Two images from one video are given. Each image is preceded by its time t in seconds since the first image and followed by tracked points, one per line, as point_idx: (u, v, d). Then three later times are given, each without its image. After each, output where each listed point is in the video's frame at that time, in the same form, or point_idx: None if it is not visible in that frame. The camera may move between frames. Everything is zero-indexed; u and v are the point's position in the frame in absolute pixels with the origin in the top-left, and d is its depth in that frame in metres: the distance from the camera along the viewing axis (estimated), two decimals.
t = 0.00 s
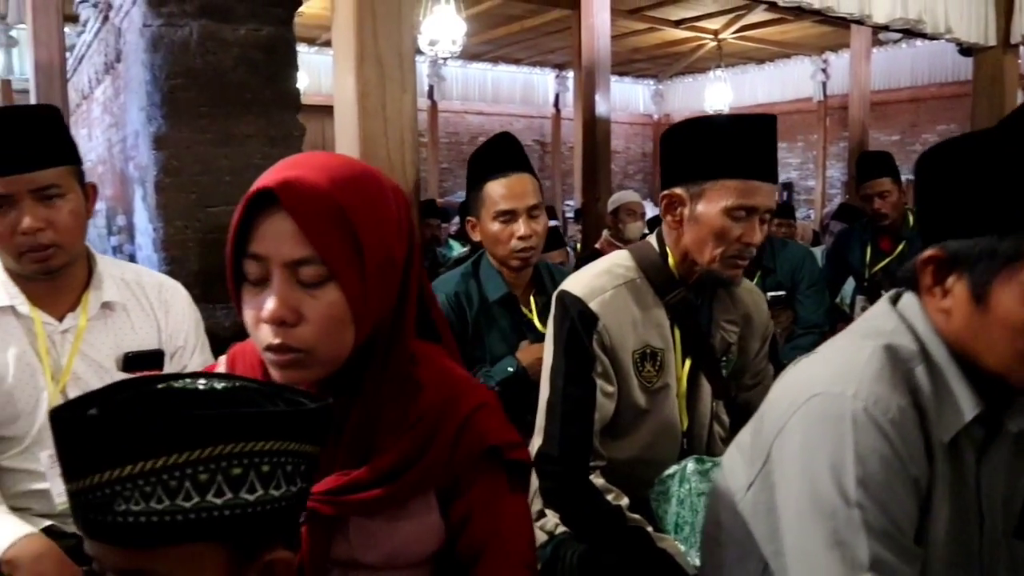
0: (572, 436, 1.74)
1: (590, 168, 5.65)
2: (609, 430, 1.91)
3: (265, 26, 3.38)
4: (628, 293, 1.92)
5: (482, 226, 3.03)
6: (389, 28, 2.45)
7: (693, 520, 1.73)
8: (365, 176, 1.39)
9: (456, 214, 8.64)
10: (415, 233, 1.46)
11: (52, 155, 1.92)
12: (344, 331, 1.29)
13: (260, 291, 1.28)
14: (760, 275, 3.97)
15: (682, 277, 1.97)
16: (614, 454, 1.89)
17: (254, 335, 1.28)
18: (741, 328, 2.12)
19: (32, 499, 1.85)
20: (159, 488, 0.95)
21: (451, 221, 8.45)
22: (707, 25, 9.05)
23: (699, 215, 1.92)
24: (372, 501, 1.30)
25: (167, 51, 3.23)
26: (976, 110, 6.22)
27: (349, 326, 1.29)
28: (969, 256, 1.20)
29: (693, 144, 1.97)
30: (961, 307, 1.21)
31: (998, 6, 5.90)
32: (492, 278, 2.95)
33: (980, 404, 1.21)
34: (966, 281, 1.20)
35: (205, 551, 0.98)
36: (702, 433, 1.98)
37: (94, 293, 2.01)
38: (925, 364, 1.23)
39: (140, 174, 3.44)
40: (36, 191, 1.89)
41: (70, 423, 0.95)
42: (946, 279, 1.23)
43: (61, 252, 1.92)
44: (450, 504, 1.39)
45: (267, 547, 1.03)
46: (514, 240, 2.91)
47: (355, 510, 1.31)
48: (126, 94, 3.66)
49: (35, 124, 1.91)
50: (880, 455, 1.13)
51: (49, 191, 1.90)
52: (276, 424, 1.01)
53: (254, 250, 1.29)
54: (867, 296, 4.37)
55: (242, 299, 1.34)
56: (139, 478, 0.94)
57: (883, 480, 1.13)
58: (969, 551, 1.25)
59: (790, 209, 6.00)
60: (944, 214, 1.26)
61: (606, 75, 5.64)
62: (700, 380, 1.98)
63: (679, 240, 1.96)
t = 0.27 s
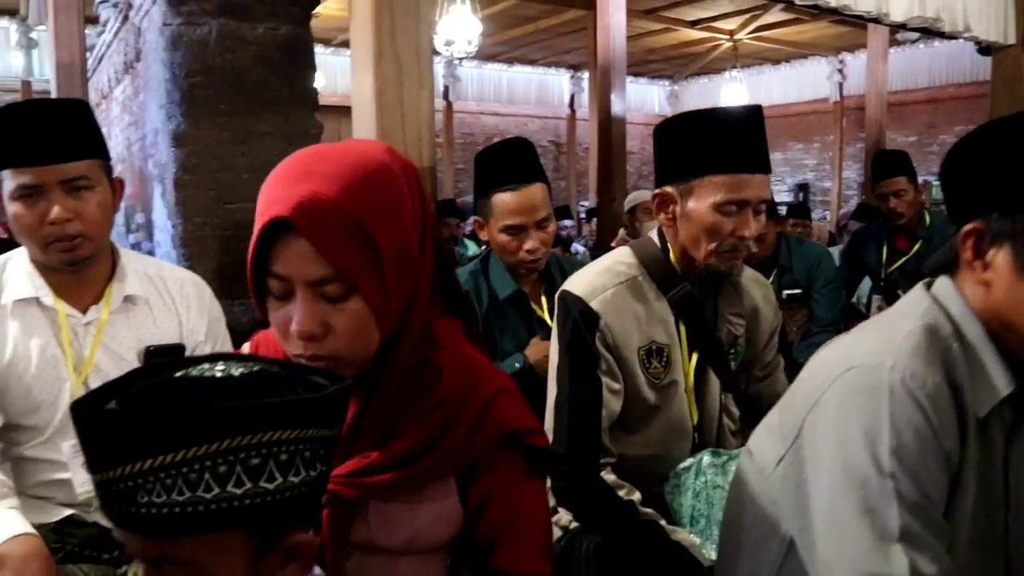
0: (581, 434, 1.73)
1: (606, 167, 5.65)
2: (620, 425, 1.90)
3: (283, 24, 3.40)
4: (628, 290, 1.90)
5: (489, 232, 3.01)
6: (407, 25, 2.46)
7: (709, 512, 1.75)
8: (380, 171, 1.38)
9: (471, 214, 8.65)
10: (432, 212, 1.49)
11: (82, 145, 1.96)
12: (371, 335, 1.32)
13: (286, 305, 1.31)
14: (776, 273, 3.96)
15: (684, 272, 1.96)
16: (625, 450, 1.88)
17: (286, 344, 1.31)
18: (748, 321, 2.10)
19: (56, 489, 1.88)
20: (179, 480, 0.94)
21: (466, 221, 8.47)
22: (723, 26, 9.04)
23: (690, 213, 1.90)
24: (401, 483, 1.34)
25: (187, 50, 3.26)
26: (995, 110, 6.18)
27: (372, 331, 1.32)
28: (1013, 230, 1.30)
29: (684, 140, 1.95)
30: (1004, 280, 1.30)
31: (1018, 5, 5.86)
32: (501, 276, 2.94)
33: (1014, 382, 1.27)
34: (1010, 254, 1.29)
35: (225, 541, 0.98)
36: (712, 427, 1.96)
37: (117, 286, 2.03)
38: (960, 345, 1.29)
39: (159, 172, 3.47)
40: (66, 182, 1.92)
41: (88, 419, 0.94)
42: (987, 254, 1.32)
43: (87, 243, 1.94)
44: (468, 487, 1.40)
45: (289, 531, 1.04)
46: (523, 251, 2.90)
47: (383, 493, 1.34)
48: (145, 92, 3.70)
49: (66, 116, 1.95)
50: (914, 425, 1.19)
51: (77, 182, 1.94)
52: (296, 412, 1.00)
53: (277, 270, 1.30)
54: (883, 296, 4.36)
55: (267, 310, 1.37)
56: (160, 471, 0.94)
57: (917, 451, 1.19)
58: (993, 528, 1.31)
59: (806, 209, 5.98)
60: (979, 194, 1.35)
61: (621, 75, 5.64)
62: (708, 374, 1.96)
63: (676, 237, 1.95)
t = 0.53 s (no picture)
0: (594, 429, 1.72)
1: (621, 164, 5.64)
2: (634, 419, 1.91)
3: (300, 21, 3.42)
4: (638, 286, 1.90)
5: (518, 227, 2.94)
6: (424, 21, 2.47)
7: (725, 506, 1.74)
8: (383, 167, 1.37)
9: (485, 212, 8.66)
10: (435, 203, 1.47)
11: (102, 138, 2.01)
12: (386, 333, 1.33)
13: (299, 310, 1.32)
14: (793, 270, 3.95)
15: (694, 265, 1.96)
16: (638, 444, 1.89)
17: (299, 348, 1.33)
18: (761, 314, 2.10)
19: (79, 479, 1.91)
20: (206, 468, 0.92)
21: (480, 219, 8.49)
22: (738, 24, 9.01)
23: (694, 207, 1.89)
24: (417, 472, 1.35)
25: (205, 46, 3.29)
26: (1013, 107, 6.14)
27: (384, 326, 1.33)
28: None
29: (687, 133, 1.94)
30: None
31: None
32: (521, 271, 2.98)
33: None
34: None
35: (252, 529, 0.97)
36: (727, 419, 1.96)
37: (138, 280, 2.05)
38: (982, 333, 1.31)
39: (177, 167, 3.49)
40: (87, 174, 1.97)
41: (111, 408, 0.90)
42: (1007, 237, 1.35)
43: (108, 235, 1.98)
44: (484, 474, 1.41)
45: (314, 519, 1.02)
46: (553, 257, 2.88)
47: (399, 482, 1.35)
48: (164, 89, 3.72)
49: (88, 110, 2.00)
50: (936, 408, 1.21)
51: (98, 174, 1.98)
52: (322, 400, 0.97)
53: (289, 275, 1.31)
54: (900, 293, 4.34)
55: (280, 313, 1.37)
56: (186, 460, 0.91)
57: (939, 435, 1.20)
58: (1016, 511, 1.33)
59: (822, 207, 5.96)
60: (990, 181, 1.39)
61: (637, 72, 5.64)
62: (721, 367, 1.95)
63: (682, 232, 1.95)
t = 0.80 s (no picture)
0: (619, 416, 1.74)
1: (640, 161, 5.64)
2: (659, 409, 1.90)
3: (321, 18, 3.43)
4: (668, 274, 1.89)
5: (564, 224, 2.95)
6: (445, 16, 2.47)
7: (747, 500, 1.73)
8: (393, 157, 1.37)
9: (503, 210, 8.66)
10: (445, 189, 1.47)
11: (127, 129, 2.05)
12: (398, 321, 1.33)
13: (309, 302, 1.32)
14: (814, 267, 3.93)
15: (723, 256, 1.95)
16: (664, 435, 1.88)
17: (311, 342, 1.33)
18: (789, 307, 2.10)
19: (104, 468, 1.93)
20: (247, 456, 0.93)
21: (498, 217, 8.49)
22: (757, 22, 8.97)
23: (726, 195, 1.89)
24: (442, 460, 1.35)
25: (227, 43, 3.31)
26: None
27: (395, 313, 1.32)
28: None
29: (720, 123, 1.95)
30: None
31: None
32: (552, 263, 2.99)
33: None
34: None
35: (286, 517, 0.96)
36: (752, 413, 1.95)
37: (162, 272, 2.07)
38: (994, 320, 1.29)
39: (199, 163, 3.52)
40: (112, 164, 2.01)
41: (156, 390, 0.91)
42: (1007, 221, 1.34)
43: (132, 225, 2.00)
44: (503, 461, 1.41)
45: (349, 508, 1.03)
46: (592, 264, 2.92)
47: (419, 470, 1.35)
48: (185, 86, 3.75)
49: (113, 101, 2.04)
50: (948, 396, 1.20)
51: (122, 165, 2.02)
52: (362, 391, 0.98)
53: (298, 265, 1.32)
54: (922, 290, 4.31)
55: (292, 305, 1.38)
56: (228, 447, 0.92)
57: (955, 425, 1.20)
58: None
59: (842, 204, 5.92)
60: (985, 163, 1.38)
61: (656, 69, 5.62)
62: (748, 360, 1.94)
63: (713, 221, 1.94)
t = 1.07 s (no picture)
0: (650, 404, 1.75)
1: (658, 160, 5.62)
2: (688, 403, 1.90)
3: (341, 16, 3.44)
4: (708, 264, 1.89)
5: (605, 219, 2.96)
6: (465, 14, 2.48)
7: (770, 496, 1.74)
8: (418, 154, 1.37)
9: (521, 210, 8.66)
10: (479, 186, 1.47)
11: (145, 122, 2.06)
12: (416, 316, 1.32)
13: (330, 292, 1.33)
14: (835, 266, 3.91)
15: (761, 250, 1.96)
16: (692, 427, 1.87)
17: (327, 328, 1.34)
18: (821, 307, 2.10)
19: (123, 459, 1.94)
20: (261, 440, 0.93)
21: (516, 216, 8.48)
22: (776, 20, 8.91)
23: (775, 188, 1.91)
24: (466, 456, 1.35)
25: (248, 41, 3.33)
26: None
27: (420, 314, 1.33)
28: (1015, 185, 1.29)
29: (770, 116, 1.97)
30: (1020, 237, 1.29)
31: None
32: (584, 257, 2.99)
33: None
34: (1019, 213, 1.29)
35: (307, 500, 0.95)
36: (780, 409, 1.98)
37: (185, 266, 2.09)
38: (995, 314, 1.26)
39: (220, 161, 3.54)
40: (131, 156, 2.02)
41: (173, 381, 0.94)
42: (998, 213, 1.31)
43: (146, 216, 2.01)
44: (529, 459, 1.41)
45: (372, 484, 1.01)
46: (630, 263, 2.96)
47: (439, 467, 1.35)
48: (207, 85, 3.77)
49: (132, 95, 2.06)
50: (950, 397, 1.17)
51: (141, 157, 2.03)
52: (370, 367, 0.97)
53: (319, 257, 1.32)
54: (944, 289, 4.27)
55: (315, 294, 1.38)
56: (243, 432, 0.93)
57: (957, 426, 1.18)
58: None
59: (863, 204, 5.87)
60: (978, 156, 1.36)
61: (675, 68, 5.60)
62: (779, 357, 1.97)
63: (756, 214, 1.95)
